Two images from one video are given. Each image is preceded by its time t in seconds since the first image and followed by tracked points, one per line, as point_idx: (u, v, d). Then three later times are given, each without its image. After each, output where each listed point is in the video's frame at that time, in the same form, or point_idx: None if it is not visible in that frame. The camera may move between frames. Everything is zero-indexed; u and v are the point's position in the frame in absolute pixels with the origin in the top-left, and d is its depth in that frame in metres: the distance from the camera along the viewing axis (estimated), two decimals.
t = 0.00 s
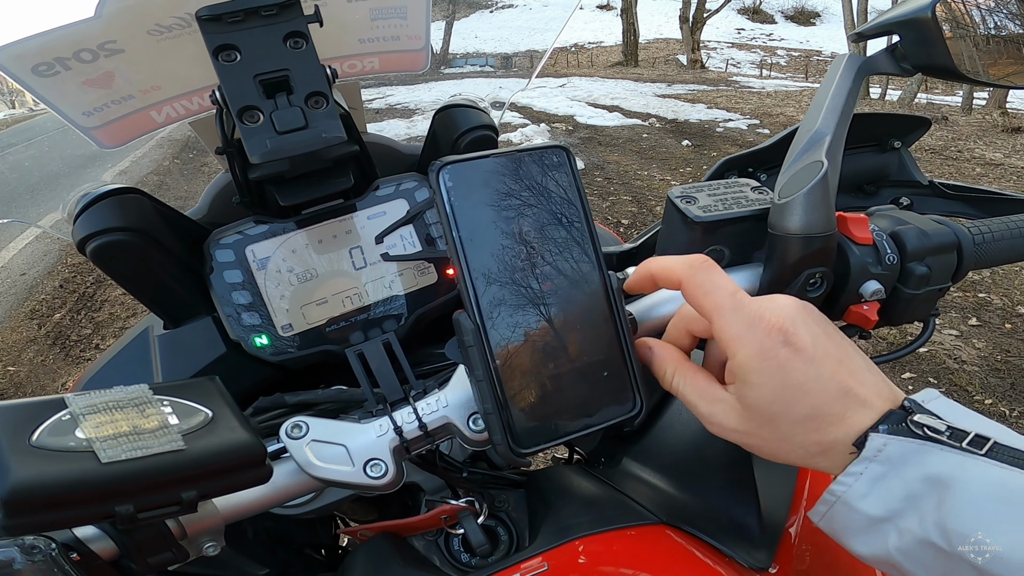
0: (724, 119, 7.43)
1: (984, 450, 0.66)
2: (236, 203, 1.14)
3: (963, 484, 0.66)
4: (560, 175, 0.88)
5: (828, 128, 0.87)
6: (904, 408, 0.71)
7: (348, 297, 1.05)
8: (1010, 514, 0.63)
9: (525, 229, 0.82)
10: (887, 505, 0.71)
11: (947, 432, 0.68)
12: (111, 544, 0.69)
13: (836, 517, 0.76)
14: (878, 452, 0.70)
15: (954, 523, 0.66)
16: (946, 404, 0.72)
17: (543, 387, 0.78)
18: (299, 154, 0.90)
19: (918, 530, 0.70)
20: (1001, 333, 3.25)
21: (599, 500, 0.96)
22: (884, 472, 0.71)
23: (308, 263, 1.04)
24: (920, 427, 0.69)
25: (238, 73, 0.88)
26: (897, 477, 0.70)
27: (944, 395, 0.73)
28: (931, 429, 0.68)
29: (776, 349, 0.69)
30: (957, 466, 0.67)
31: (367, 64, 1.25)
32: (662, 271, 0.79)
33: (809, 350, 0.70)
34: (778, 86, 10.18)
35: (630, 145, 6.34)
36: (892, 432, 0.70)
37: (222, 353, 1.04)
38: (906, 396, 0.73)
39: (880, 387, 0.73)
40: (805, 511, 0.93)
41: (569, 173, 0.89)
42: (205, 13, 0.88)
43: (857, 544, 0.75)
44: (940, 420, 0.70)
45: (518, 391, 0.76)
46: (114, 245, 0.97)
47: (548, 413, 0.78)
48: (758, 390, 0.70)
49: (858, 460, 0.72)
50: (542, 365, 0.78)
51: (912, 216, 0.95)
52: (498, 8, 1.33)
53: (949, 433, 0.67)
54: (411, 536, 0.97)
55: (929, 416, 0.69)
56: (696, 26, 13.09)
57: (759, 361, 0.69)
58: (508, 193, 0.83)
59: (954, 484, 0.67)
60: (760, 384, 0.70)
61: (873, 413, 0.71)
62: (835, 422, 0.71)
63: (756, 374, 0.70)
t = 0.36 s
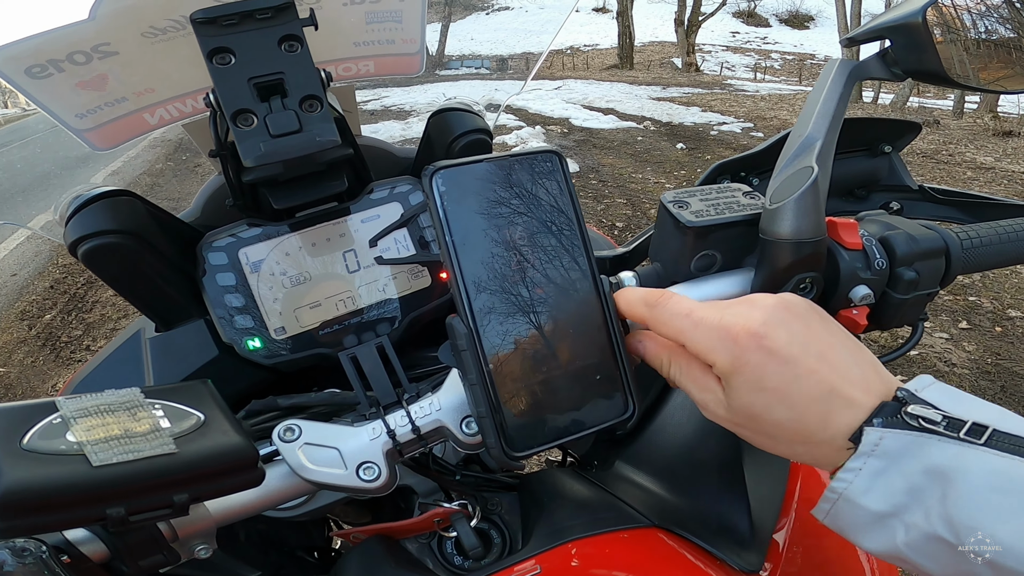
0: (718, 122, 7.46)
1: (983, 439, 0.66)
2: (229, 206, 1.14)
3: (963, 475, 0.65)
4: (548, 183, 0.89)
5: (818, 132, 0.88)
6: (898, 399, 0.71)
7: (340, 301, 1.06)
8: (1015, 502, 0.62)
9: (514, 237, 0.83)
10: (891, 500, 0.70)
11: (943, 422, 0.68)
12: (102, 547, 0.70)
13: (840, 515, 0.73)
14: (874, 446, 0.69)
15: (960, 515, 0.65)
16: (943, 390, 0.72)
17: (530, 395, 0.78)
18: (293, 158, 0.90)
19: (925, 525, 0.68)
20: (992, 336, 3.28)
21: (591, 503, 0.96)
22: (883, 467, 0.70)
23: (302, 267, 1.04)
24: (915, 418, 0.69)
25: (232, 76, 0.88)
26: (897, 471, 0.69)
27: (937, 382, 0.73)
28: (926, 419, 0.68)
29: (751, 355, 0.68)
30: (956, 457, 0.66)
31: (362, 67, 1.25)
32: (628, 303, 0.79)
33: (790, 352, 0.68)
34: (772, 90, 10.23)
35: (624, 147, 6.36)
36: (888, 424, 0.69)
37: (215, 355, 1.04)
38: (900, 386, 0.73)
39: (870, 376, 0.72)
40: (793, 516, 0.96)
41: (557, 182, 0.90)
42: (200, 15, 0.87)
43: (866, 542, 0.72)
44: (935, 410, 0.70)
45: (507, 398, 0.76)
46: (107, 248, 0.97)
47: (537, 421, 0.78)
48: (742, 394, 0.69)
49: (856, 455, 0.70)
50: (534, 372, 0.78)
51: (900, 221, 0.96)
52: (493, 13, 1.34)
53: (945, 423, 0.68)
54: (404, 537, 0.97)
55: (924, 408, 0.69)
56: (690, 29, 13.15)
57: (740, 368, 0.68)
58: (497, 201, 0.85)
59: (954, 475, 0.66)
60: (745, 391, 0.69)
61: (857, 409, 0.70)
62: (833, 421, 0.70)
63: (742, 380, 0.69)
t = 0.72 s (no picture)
0: (721, 125, 7.46)
1: (939, 450, 0.65)
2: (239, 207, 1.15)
3: (919, 485, 0.65)
4: (559, 183, 0.90)
5: (822, 137, 0.89)
6: (861, 412, 0.71)
7: (348, 301, 1.07)
8: (974, 513, 0.62)
9: (522, 236, 0.84)
10: (854, 508, 0.70)
11: (902, 433, 0.67)
12: (115, 545, 0.71)
13: (806, 521, 0.74)
14: (838, 455, 0.70)
15: (920, 523, 0.65)
16: (904, 405, 0.72)
17: (539, 394, 0.79)
18: (305, 159, 0.92)
19: (886, 532, 0.68)
20: (994, 341, 3.28)
21: (595, 503, 0.97)
22: (846, 475, 0.70)
23: (311, 268, 1.06)
24: (876, 429, 0.69)
25: (246, 77, 0.89)
26: (860, 480, 0.69)
27: (900, 398, 0.73)
28: (886, 430, 0.68)
29: (745, 361, 0.70)
30: (911, 467, 0.66)
31: (371, 70, 1.26)
32: (639, 296, 0.81)
33: (784, 360, 0.70)
34: (775, 93, 10.24)
35: (627, 150, 6.37)
36: (850, 435, 0.69)
37: (223, 355, 1.06)
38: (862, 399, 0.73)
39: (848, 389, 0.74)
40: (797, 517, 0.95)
41: (567, 182, 0.91)
42: (216, 18, 0.88)
43: (830, 546, 0.73)
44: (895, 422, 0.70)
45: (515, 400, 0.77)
46: (121, 246, 0.98)
47: (544, 421, 0.79)
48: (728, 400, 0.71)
49: (822, 464, 0.71)
50: (538, 371, 0.79)
51: (903, 225, 0.97)
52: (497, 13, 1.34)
53: (904, 433, 0.67)
54: (411, 537, 0.98)
55: (885, 419, 0.69)
56: (693, 32, 13.16)
57: (731, 371, 0.70)
58: (506, 199, 0.85)
59: (912, 485, 0.66)
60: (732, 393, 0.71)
61: (838, 420, 0.71)
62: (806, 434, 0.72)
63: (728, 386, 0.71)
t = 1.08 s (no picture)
0: (711, 127, 7.49)
1: None
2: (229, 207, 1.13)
3: (1018, 443, 0.58)
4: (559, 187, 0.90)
5: (824, 143, 0.89)
6: (938, 355, 0.64)
7: (342, 304, 1.05)
8: None
9: (511, 238, 0.83)
10: (936, 470, 0.63)
11: (994, 381, 0.60)
12: (101, 553, 0.69)
13: (880, 486, 0.67)
14: (915, 411, 0.63)
15: (1016, 488, 0.57)
16: (984, 347, 0.64)
17: (539, 400, 0.78)
18: (298, 159, 0.90)
19: (978, 498, 0.61)
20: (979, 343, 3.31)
21: (591, 509, 0.96)
22: (926, 434, 0.63)
23: (304, 269, 1.04)
24: (961, 376, 0.62)
25: (240, 74, 0.88)
26: (941, 440, 0.63)
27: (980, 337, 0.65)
28: (975, 378, 0.61)
29: (742, 305, 0.68)
30: (1006, 422, 0.59)
31: (368, 68, 1.26)
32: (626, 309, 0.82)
33: (782, 299, 0.68)
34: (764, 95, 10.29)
35: (617, 151, 6.37)
36: (929, 385, 0.63)
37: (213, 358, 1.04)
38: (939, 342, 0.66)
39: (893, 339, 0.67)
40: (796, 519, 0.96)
41: (568, 186, 0.90)
42: (209, 13, 0.87)
43: (909, 514, 0.66)
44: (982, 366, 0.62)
45: (515, 411, 0.76)
46: (106, 247, 0.95)
47: (543, 428, 0.78)
48: (745, 355, 0.68)
49: (895, 422, 0.64)
50: (535, 377, 0.78)
51: (903, 231, 0.97)
52: (490, 14, 1.31)
53: (997, 381, 0.60)
54: (404, 543, 0.97)
55: (972, 364, 0.62)
56: (683, 34, 13.21)
57: (735, 322, 0.68)
58: (495, 202, 0.84)
59: (1008, 443, 0.58)
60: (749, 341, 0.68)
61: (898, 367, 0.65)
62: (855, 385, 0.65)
63: (741, 336, 0.68)
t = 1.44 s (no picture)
0: (703, 132, 7.54)
1: (963, 506, 0.63)
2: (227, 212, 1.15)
3: (935, 548, 0.62)
4: (551, 193, 0.91)
5: (808, 151, 0.91)
6: (871, 460, 0.68)
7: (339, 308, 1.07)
8: None
9: (508, 241, 0.85)
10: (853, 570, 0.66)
11: (921, 486, 0.65)
12: (102, 552, 0.71)
13: None
14: (846, 508, 0.67)
15: None
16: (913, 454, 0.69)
17: (531, 403, 0.80)
18: (297, 166, 0.92)
19: None
20: (966, 346, 3.35)
21: (582, 509, 0.98)
22: (852, 531, 0.66)
23: (301, 274, 1.06)
24: (892, 481, 0.66)
25: (239, 83, 0.90)
26: (866, 537, 0.66)
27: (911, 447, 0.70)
28: (903, 483, 0.65)
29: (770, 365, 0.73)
30: (929, 523, 0.63)
31: (363, 76, 1.26)
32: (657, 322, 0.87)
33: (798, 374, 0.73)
34: (756, 99, 10.37)
35: (610, 155, 6.41)
36: (861, 486, 0.67)
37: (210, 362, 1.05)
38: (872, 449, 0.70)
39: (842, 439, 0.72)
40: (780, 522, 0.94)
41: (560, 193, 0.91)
42: (209, 22, 0.89)
43: None
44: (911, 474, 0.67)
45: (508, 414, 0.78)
46: (106, 252, 0.97)
47: (534, 430, 0.80)
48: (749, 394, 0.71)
49: (824, 519, 0.67)
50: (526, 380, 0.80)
51: (882, 237, 1.00)
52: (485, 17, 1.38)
53: (923, 487, 0.65)
54: (400, 543, 0.99)
55: (902, 470, 0.66)
56: (675, 39, 13.29)
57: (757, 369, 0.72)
58: (494, 205, 0.86)
59: (928, 545, 0.62)
60: (755, 379, 0.71)
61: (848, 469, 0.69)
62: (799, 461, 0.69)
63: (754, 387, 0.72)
